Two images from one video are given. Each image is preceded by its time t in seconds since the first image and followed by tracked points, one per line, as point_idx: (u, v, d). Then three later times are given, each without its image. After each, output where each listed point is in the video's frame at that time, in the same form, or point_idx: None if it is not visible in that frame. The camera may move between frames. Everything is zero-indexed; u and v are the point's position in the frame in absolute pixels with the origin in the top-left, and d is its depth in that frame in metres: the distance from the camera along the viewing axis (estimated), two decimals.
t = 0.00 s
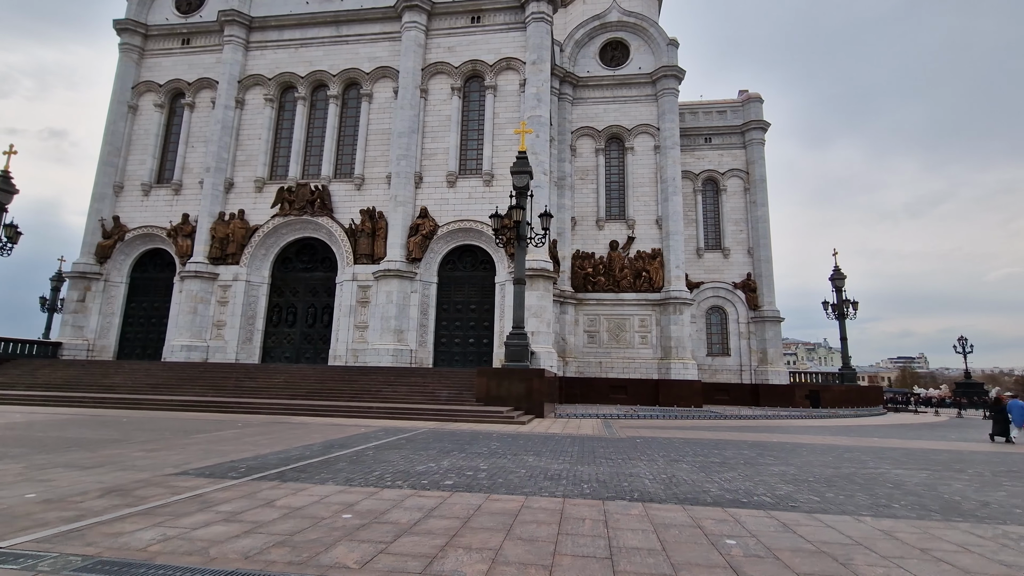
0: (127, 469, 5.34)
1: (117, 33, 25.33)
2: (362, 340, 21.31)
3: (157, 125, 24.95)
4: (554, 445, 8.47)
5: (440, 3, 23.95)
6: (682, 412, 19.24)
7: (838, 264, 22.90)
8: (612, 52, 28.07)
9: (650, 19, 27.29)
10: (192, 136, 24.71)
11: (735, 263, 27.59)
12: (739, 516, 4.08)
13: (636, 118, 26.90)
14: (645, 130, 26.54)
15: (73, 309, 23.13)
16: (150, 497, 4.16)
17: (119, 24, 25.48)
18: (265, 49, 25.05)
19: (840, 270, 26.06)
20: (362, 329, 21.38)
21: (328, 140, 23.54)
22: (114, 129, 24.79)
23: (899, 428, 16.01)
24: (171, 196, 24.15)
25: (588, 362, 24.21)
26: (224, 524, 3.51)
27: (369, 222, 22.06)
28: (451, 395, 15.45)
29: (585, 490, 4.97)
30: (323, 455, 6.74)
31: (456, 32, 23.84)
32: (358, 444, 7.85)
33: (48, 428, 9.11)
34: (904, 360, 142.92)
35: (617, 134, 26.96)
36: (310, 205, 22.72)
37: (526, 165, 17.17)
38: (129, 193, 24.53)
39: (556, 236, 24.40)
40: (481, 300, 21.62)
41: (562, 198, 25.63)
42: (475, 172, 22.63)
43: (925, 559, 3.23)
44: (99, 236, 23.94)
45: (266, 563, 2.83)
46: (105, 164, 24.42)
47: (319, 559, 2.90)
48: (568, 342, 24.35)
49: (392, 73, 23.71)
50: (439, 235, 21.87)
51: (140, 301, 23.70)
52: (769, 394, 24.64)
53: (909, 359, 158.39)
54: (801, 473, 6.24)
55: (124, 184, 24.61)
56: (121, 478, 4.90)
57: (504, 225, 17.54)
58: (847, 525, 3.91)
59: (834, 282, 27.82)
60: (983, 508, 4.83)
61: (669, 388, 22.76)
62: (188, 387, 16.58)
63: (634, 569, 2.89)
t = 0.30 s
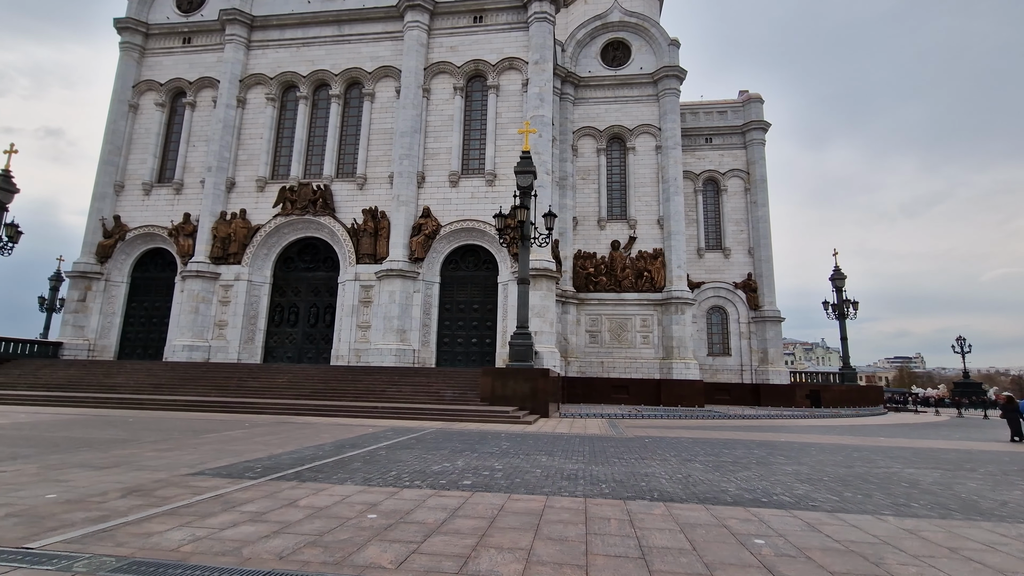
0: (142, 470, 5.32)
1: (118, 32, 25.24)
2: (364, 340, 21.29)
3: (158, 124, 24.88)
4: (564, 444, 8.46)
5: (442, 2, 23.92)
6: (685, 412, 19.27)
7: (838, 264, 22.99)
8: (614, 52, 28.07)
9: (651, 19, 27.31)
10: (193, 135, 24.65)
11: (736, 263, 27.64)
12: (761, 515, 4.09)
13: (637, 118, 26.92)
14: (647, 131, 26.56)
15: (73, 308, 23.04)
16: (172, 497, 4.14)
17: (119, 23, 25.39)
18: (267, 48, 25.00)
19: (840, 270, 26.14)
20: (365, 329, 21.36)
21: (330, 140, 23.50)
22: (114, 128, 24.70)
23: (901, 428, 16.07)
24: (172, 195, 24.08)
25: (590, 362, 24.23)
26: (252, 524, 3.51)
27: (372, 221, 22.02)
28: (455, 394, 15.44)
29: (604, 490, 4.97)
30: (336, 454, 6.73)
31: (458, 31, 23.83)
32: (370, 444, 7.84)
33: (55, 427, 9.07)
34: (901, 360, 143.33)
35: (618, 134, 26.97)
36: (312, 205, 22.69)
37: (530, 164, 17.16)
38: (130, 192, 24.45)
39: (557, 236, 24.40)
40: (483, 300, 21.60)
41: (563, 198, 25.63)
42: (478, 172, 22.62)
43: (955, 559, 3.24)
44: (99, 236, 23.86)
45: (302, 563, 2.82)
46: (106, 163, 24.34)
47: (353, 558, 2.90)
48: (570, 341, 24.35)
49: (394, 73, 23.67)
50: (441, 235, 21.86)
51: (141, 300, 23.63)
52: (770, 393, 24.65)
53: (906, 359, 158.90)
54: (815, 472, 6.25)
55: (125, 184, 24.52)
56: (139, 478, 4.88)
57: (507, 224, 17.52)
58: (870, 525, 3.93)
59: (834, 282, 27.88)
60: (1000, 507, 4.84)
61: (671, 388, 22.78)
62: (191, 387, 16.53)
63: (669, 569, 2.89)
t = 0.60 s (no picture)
0: (159, 471, 5.31)
1: (119, 31, 25.17)
2: (367, 341, 21.28)
3: (160, 124, 24.82)
4: (574, 445, 8.47)
5: (445, 3, 23.92)
6: (688, 412, 19.31)
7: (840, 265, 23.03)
8: (615, 52, 28.07)
9: (652, 19, 27.33)
10: (195, 135, 24.61)
11: (737, 263, 27.69)
12: (784, 517, 4.10)
13: (639, 118, 26.94)
14: (649, 131, 26.58)
15: (75, 309, 22.96)
16: (195, 499, 4.15)
17: (121, 23, 25.31)
18: (268, 48, 24.97)
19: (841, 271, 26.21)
20: (368, 330, 21.34)
21: (333, 140, 23.48)
22: (116, 128, 24.62)
23: (904, 428, 16.12)
24: (174, 195, 24.03)
25: (592, 362, 24.25)
26: (279, 527, 3.51)
27: (375, 222, 22.01)
28: (460, 395, 15.44)
29: (622, 491, 4.97)
30: (349, 456, 6.73)
31: (461, 32, 23.82)
32: (381, 445, 7.83)
33: (63, 429, 9.03)
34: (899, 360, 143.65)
35: (620, 135, 27.00)
36: (314, 205, 22.67)
37: (534, 165, 17.16)
38: (131, 192, 24.39)
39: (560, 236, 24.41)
40: (486, 300, 21.60)
41: (566, 198, 25.63)
42: (480, 172, 22.62)
43: (983, 560, 3.25)
44: (101, 236, 23.79)
45: (337, 565, 2.83)
46: (107, 163, 24.27)
47: (387, 561, 2.91)
48: (572, 342, 24.36)
49: (396, 73, 23.66)
50: (444, 235, 21.85)
51: (143, 300, 23.57)
52: (772, 393, 24.53)
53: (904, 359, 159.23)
54: (829, 473, 6.26)
55: (126, 184, 24.47)
56: (157, 480, 4.87)
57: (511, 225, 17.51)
58: (894, 526, 3.94)
59: (835, 283, 27.95)
60: (1018, 508, 4.86)
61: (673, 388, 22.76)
62: (195, 388, 16.51)
63: (702, 571, 2.89)
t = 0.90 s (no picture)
0: (178, 471, 5.33)
1: (120, 31, 25.12)
2: (370, 341, 21.29)
3: (161, 123, 24.79)
4: (582, 444, 8.51)
5: (447, 3, 23.94)
6: (691, 412, 19.37)
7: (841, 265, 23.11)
8: (617, 53, 28.11)
9: (653, 20, 27.40)
10: (197, 135, 24.58)
11: (737, 263, 27.76)
12: (804, 514, 4.13)
13: (640, 118, 26.99)
14: (650, 131, 26.64)
15: (76, 309, 22.92)
16: (220, 498, 4.17)
17: (122, 22, 25.26)
18: (270, 48, 24.97)
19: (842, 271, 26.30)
20: (370, 330, 21.35)
21: (335, 140, 23.49)
22: (117, 128, 24.57)
23: (905, 427, 16.20)
24: (175, 195, 24.00)
25: (594, 362, 24.30)
26: (308, 525, 3.53)
27: (377, 222, 22.03)
28: (464, 395, 15.46)
29: (640, 489, 5.00)
30: (363, 455, 6.75)
31: (463, 32, 23.86)
32: (393, 444, 7.86)
33: (72, 429, 9.02)
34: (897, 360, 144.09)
35: (621, 135, 27.06)
36: (317, 205, 22.67)
37: (538, 165, 17.18)
38: (132, 192, 24.36)
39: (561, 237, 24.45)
40: (489, 300, 21.64)
41: (567, 198, 25.68)
42: (483, 173, 22.65)
43: (1006, 556, 3.30)
44: (102, 236, 23.74)
45: (374, 562, 2.86)
46: (109, 163, 24.22)
47: (421, 557, 2.94)
48: (574, 342, 24.40)
49: (399, 73, 23.67)
50: (447, 235, 21.88)
51: (144, 300, 23.53)
52: (772, 393, 24.66)
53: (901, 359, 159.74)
54: (840, 472, 6.30)
55: (128, 184, 24.43)
56: (178, 479, 4.89)
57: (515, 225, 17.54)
58: (914, 523, 3.97)
59: (834, 283, 28.05)
60: None
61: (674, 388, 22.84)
62: (199, 388, 16.51)
63: (733, 567, 2.93)
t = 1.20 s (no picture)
0: (195, 472, 5.34)
1: (121, 31, 25.07)
2: (372, 341, 21.29)
3: (163, 124, 24.74)
4: (591, 444, 8.53)
5: (449, 3, 23.95)
6: (693, 412, 19.40)
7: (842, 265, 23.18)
8: (618, 53, 28.13)
9: (654, 21, 27.42)
10: (198, 135, 24.55)
11: (738, 263, 27.82)
12: (824, 514, 4.15)
13: (642, 119, 27.02)
14: (651, 132, 26.68)
15: (78, 309, 22.86)
16: (241, 499, 4.18)
17: (123, 22, 25.21)
18: (272, 48, 24.95)
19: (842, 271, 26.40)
20: (373, 330, 21.35)
21: (337, 140, 23.48)
22: (118, 127, 24.52)
23: (907, 427, 16.26)
24: (177, 195, 23.96)
25: (595, 362, 24.30)
26: (333, 525, 3.55)
27: (379, 222, 22.02)
28: (469, 395, 15.47)
29: (656, 490, 5.01)
30: (374, 456, 6.76)
31: (465, 32, 23.86)
32: (403, 445, 7.87)
33: (79, 429, 9.00)
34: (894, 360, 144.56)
35: (622, 136, 27.10)
36: (319, 205, 22.65)
37: (541, 165, 17.18)
38: (134, 192, 24.31)
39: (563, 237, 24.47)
40: (491, 300, 21.66)
41: (569, 198, 25.69)
42: (485, 173, 22.66)
43: None
44: (104, 236, 23.69)
45: (406, 563, 2.88)
46: (110, 163, 24.17)
47: (452, 558, 2.96)
48: (576, 342, 24.41)
49: (401, 73, 23.67)
50: (449, 236, 21.88)
51: (146, 301, 23.49)
52: (773, 393, 24.75)
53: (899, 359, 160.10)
54: (851, 471, 6.33)
55: (129, 184, 24.38)
56: (196, 480, 4.90)
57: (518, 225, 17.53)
58: (934, 523, 4.00)
59: (835, 283, 28.13)
60: None
61: (676, 388, 22.89)
62: (202, 389, 16.49)
63: (761, 567, 2.95)
